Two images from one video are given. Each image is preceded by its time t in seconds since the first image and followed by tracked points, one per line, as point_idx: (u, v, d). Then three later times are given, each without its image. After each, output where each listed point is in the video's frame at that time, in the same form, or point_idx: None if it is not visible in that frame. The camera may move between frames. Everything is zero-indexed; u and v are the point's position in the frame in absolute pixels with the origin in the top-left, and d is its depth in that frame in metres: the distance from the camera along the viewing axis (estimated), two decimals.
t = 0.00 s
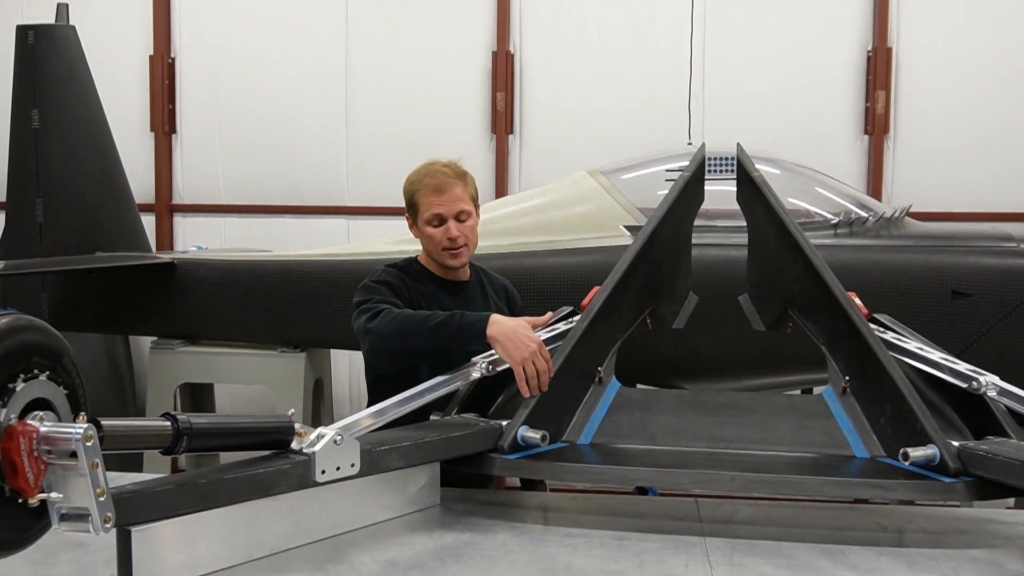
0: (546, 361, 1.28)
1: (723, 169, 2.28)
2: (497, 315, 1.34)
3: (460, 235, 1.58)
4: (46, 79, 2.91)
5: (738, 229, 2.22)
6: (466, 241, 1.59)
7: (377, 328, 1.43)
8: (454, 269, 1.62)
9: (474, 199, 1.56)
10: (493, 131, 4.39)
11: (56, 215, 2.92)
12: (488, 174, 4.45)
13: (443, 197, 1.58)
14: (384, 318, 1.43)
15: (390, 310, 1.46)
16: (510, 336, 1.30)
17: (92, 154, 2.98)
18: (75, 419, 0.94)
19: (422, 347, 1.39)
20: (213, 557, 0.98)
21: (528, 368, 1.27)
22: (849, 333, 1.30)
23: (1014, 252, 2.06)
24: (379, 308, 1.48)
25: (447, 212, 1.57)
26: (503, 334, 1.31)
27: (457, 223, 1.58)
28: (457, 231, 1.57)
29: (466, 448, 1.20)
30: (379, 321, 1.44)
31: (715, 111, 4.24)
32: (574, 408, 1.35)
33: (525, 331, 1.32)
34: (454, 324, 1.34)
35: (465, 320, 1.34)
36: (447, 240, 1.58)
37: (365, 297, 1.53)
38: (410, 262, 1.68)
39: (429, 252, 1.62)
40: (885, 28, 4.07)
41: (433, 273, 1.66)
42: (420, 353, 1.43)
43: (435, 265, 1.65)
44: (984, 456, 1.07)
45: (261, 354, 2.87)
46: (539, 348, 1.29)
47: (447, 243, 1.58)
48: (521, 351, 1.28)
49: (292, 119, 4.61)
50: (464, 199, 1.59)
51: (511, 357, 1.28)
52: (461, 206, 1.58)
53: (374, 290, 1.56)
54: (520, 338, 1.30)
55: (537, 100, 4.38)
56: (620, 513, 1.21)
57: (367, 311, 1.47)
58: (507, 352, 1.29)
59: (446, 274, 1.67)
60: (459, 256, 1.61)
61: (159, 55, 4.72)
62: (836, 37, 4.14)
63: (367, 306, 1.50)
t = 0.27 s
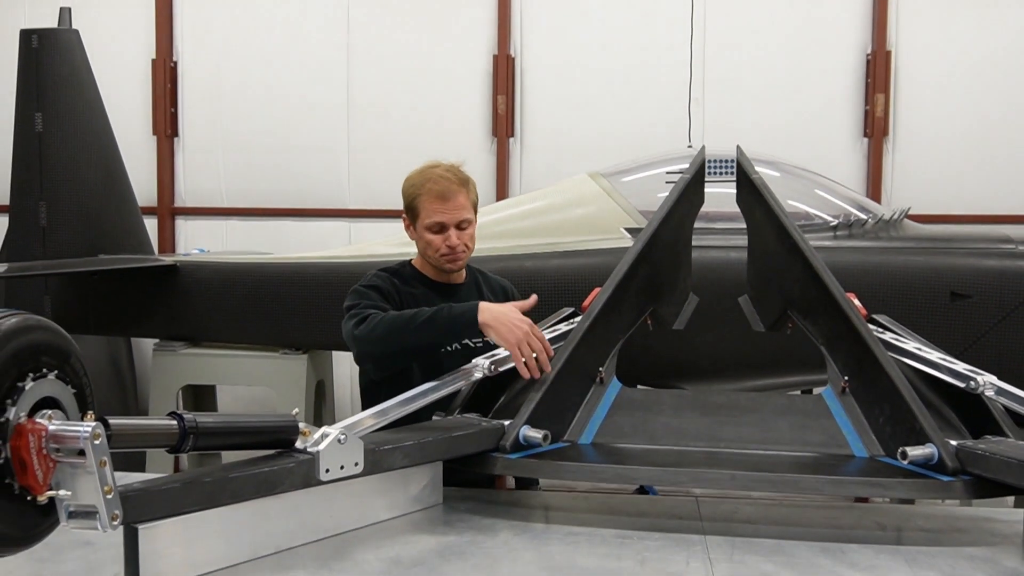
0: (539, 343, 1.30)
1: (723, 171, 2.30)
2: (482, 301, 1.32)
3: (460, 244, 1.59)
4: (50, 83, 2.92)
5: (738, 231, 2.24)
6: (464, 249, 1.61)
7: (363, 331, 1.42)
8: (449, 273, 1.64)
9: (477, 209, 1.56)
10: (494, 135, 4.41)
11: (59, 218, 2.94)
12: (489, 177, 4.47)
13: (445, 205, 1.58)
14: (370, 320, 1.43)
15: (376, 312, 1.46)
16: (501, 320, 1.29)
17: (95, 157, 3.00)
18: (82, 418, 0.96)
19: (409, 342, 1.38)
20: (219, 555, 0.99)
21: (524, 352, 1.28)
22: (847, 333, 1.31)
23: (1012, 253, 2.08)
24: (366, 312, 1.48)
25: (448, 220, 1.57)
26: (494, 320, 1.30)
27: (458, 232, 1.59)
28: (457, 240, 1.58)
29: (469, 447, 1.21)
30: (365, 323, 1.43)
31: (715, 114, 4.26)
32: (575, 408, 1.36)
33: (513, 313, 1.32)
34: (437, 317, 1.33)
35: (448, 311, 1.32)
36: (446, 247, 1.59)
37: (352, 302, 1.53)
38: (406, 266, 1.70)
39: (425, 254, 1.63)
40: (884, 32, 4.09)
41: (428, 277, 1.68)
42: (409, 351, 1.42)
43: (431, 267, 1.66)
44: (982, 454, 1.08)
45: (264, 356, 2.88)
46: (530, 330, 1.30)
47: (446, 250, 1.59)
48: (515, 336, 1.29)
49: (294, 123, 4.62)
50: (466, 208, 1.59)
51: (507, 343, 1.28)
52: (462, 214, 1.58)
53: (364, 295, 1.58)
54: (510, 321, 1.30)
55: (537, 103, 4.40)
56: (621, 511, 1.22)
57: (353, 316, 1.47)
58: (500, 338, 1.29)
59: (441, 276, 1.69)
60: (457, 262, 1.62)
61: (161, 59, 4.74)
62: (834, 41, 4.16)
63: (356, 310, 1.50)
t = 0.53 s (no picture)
0: (445, 310, 1.23)
1: (723, 173, 2.32)
2: (377, 309, 1.31)
3: (469, 248, 1.61)
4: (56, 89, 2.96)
5: (738, 232, 2.26)
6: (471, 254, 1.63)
7: (310, 370, 1.50)
8: (452, 278, 1.65)
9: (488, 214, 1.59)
10: (496, 138, 4.44)
11: (66, 222, 2.96)
12: (491, 179, 4.49)
13: (457, 209, 1.59)
14: (312, 356, 1.50)
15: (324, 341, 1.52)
16: (397, 317, 1.27)
17: (102, 161, 3.03)
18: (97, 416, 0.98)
19: (344, 368, 1.45)
20: (229, 551, 1.01)
21: (431, 328, 1.22)
22: (846, 332, 1.33)
23: (1009, 253, 2.10)
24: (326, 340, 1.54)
25: (460, 225, 1.59)
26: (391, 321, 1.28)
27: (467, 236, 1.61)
28: (468, 245, 1.60)
29: (474, 445, 1.23)
30: (311, 358, 1.50)
31: (716, 116, 4.28)
32: (577, 406, 1.38)
33: (409, 303, 1.28)
34: (349, 337, 1.39)
35: (354, 328, 1.38)
36: (455, 251, 1.60)
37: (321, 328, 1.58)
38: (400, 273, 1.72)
39: (430, 259, 1.63)
40: (884, 35, 4.11)
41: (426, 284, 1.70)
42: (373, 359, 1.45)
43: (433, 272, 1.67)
44: (977, 450, 1.10)
45: (268, 358, 2.91)
46: (428, 307, 1.25)
47: (455, 255, 1.61)
48: (414, 323, 1.24)
49: (297, 127, 4.65)
50: (476, 213, 1.61)
51: (410, 335, 1.24)
52: (473, 220, 1.60)
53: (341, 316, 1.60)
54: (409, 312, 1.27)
55: (539, 106, 4.42)
56: (622, 508, 1.24)
57: (306, 352, 1.53)
58: (404, 335, 1.26)
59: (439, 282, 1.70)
60: (462, 268, 1.64)
61: (165, 64, 4.76)
62: (834, 44, 4.18)
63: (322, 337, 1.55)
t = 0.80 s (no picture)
0: (457, 320, 1.23)
1: (721, 176, 2.33)
2: (389, 319, 1.32)
3: (465, 245, 1.61)
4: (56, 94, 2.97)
5: (736, 235, 2.27)
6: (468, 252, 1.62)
7: (318, 375, 1.50)
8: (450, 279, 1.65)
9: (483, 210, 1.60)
10: (495, 141, 4.45)
11: (66, 226, 2.97)
12: (490, 182, 4.50)
13: (453, 205, 1.61)
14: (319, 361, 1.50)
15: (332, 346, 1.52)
16: (409, 326, 1.27)
17: (102, 165, 3.03)
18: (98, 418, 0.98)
19: (348, 377, 1.45)
20: (230, 552, 1.01)
21: (443, 338, 1.22)
22: (843, 333, 1.34)
23: (1006, 255, 2.10)
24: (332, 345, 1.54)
25: (455, 220, 1.60)
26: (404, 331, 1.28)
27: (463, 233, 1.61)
28: (463, 241, 1.60)
29: (473, 447, 1.23)
30: (317, 364, 1.50)
31: (714, 119, 4.29)
32: (576, 409, 1.38)
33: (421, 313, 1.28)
34: (359, 347, 1.39)
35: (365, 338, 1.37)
36: (451, 248, 1.61)
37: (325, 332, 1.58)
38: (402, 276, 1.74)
39: (428, 258, 1.64)
40: (881, 37, 4.12)
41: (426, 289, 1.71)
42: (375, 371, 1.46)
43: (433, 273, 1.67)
44: (975, 452, 1.11)
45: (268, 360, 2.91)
46: (439, 317, 1.25)
47: (451, 252, 1.60)
48: (425, 333, 1.24)
49: (297, 130, 4.66)
50: (472, 210, 1.62)
51: (421, 345, 1.24)
52: (469, 216, 1.61)
53: (343, 320, 1.61)
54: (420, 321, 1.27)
55: (537, 109, 4.43)
56: (621, 509, 1.24)
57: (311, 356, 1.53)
58: (416, 345, 1.26)
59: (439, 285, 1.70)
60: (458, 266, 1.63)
61: (165, 68, 4.77)
62: (831, 47, 4.19)
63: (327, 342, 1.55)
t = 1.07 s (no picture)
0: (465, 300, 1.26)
1: (715, 183, 2.34)
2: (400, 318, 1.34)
3: (446, 240, 1.61)
4: (52, 102, 2.97)
5: (731, 241, 2.28)
6: (452, 248, 1.62)
7: (328, 381, 1.50)
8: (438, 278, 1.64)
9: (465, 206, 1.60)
10: (491, 148, 4.46)
11: (62, 233, 2.97)
12: (486, 189, 4.52)
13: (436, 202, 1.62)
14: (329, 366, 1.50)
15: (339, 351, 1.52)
16: (423, 319, 1.30)
17: (98, 172, 3.03)
18: (95, 426, 0.99)
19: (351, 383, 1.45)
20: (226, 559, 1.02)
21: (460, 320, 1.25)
22: (837, 339, 1.34)
23: (999, 261, 2.11)
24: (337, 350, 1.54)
25: (436, 216, 1.61)
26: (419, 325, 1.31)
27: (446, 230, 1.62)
28: (444, 236, 1.60)
29: (469, 453, 1.24)
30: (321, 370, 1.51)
31: (709, 126, 4.31)
32: (572, 415, 1.39)
33: (428, 303, 1.31)
34: (369, 353, 1.39)
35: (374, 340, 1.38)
36: (433, 244, 1.61)
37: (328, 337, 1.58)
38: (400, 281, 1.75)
39: (416, 258, 1.65)
40: (875, 45, 4.15)
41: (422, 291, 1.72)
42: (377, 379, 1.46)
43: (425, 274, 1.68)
44: (968, 457, 1.11)
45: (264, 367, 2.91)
46: (450, 301, 1.28)
47: (433, 248, 1.61)
48: (442, 321, 1.27)
49: (293, 137, 4.66)
50: (456, 207, 1.62)
51: (440, 334, 1.27)
52: (452, 212, 1.61)
53: (346, 323, 1.61)
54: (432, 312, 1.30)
55: (533, 116, 4.45)
56: (616, 515, 1.25)
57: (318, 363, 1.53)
58: (434, 335, 1.29)
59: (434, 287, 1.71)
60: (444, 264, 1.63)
61: (161, 75, 4.77)
62: (825, 54, 4.21)
63: (331, 347, 1.56)
